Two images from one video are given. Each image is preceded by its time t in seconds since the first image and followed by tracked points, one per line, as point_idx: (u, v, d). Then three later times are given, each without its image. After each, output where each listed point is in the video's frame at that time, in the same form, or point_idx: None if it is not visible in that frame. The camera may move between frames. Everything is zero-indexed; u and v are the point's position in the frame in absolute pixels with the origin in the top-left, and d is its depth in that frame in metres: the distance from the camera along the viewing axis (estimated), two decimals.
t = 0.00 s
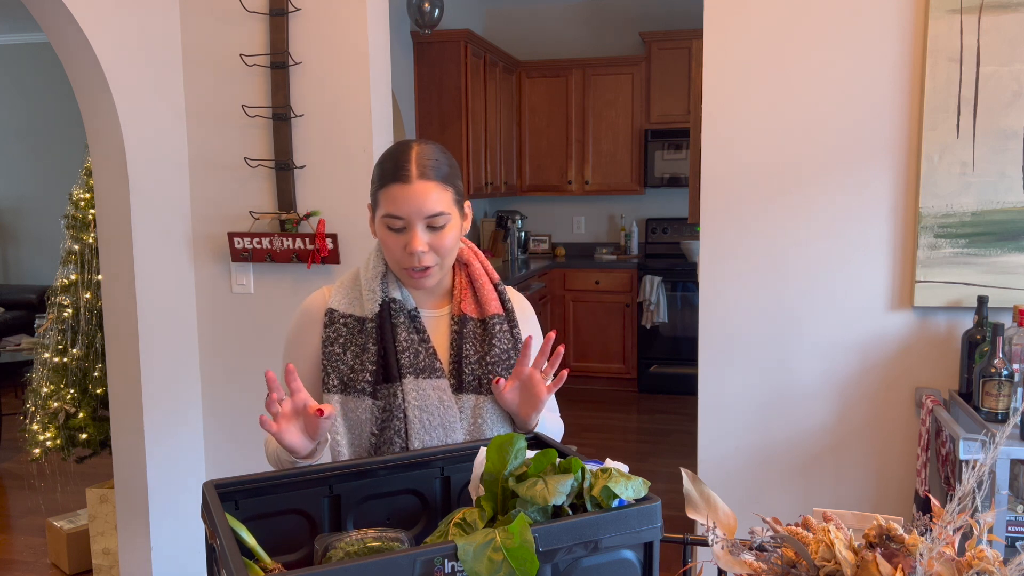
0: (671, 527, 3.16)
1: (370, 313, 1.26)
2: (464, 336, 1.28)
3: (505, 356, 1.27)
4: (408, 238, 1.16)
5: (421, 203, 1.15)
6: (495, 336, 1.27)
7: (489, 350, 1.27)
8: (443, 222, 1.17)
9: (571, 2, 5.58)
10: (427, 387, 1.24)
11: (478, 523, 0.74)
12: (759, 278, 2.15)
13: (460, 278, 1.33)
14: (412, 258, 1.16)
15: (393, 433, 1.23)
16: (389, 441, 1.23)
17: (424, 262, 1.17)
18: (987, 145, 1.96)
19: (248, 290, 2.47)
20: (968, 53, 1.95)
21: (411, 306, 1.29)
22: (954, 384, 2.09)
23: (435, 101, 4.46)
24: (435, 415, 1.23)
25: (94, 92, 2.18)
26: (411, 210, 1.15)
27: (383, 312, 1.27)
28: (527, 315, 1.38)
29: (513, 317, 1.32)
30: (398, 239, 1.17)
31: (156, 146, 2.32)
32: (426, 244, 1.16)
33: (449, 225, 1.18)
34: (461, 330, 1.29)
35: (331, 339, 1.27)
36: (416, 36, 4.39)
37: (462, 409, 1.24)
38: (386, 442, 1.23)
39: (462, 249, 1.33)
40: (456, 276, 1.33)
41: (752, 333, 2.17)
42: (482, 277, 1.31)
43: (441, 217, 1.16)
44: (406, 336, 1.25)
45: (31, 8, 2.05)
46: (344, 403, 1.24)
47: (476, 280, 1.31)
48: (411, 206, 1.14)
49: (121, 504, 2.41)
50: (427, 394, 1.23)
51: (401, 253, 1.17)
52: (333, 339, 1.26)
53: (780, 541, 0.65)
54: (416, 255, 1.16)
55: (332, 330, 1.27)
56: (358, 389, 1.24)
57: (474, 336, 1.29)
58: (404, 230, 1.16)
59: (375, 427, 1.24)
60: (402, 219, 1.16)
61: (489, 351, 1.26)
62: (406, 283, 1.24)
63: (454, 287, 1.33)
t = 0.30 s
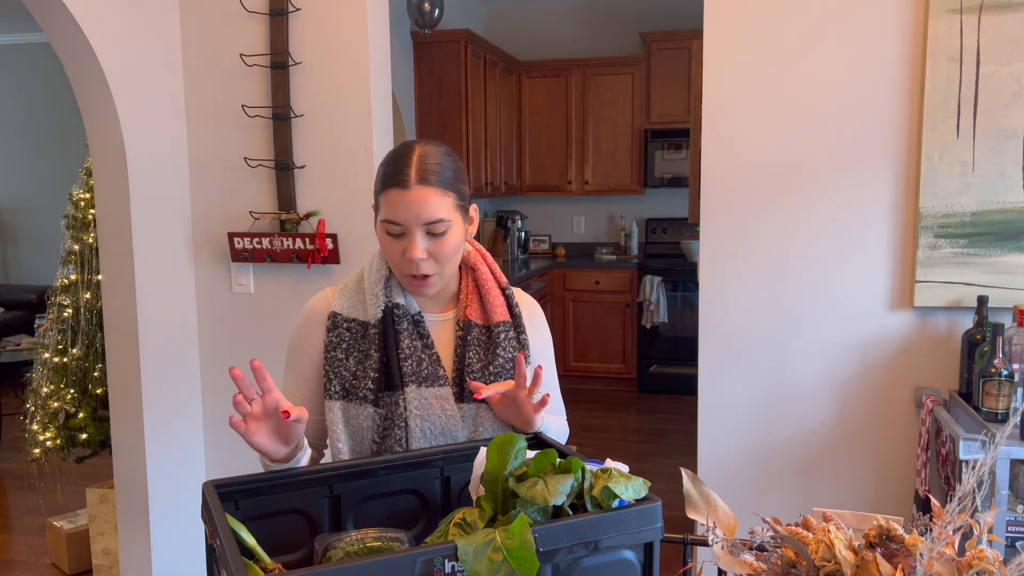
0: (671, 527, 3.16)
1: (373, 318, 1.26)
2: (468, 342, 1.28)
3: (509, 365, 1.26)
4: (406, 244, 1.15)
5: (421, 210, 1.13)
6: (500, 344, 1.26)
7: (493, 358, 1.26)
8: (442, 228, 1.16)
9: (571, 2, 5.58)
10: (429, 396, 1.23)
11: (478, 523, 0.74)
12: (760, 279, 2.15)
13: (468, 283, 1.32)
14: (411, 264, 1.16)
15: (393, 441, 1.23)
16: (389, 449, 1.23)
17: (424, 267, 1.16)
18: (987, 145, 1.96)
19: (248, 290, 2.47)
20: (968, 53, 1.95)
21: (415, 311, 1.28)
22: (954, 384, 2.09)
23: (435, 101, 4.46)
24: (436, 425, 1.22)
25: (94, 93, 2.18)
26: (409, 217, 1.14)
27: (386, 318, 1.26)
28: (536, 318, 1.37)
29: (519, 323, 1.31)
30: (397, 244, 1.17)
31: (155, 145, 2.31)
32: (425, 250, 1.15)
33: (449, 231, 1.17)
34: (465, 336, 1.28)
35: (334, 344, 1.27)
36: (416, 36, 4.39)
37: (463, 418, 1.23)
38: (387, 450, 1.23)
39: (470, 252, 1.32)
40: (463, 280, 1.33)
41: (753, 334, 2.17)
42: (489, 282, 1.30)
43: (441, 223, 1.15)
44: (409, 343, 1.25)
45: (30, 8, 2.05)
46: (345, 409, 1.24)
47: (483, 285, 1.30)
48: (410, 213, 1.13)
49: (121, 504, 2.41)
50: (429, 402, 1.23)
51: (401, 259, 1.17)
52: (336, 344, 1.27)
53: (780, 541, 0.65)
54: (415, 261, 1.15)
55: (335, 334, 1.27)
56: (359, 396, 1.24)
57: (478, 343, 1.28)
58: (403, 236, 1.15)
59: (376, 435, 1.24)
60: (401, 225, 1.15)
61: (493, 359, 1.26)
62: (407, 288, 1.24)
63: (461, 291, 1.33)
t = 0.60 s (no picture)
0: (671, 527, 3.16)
1: (374, 325, 1.26)
2: (470, 348, 1.28)
3: (512, 369, 1.26)
4: (405, 257, 1.15)
5: (422, 225, 1.13)
6: (502, 350, 1.26)
7: (495, 365, 1.26)
8: (443, 242, 1.15)
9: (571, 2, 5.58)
10: (430, 404, 1.22)
11: (478, 523, 0.74)
12: (760, 281, 2.15)
13: (471, 286, 1.32)
14: (408, 275, 1.16)
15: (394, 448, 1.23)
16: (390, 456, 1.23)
17: (422, 279, 1.16)
18: (987, 145, 1.96)
19: (248, 290, 2.47)
20: (968, 53, 1.95)
21: (415, 316, 1.28)
22: (954, 384, 2.09)
23: (435, 101, 4.46)
24: (436, 432, 1.22)
25: (94, 93, 2.18)
26: (409, 229, 1.13)
27: (386, 324, 1.26)
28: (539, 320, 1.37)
29: (523, 327, 1.31)
30: (396, 255, 1.17)
31: (155, 145, 2.31)
32: (423, 263, 1.15)
33: (449, 245, 1.16)
34: (468, 341, 1.28)
35: (335, 350, 1.27)
36: (416, 36, 4.39)
37: (463, 424, 1.23)
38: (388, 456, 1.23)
39: (473, 254, 1.33)
40: (466, 283, 1.32)
41: (753, 335, 2.17)
42: (492, 285, 1.30)
43: (442, 237, 1.15)
44: (409, 351, 1.24)
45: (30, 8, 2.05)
46: (346, 416, 1.25)
47: (486, 288, 1.30)
48: (410, 226, 1.13)
49: (122, 504, 2.41)
50: (429, 410, 1.22)
51: (399, 270, 1.17)
52: (336, 350, 1.27)
53: (780, 541, 0.65)
54: (413, 273, 1.15)
55: (335, 340, 1.27)
56: (360, 403, 1.24)
57: (480, 348, 1.28)
58: (402, 247, 1.15)
59: (378, 441, 1.25)
60: (400, 237, 1.15)
61: (495, 366, 1.26)
62: (404, 299, 1.24)
63: (464, 294, 1.32)
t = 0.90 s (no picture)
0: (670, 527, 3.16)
1: (375, 325, 1.26)
2: (470, 349, 1.28)
3: (512, 370, 1.26)
4: (410, 258, 1.15)
5: (426, 225, 1.13)
6: (502, 350, 1.26)
7: (495, 365, 1.26)
8: (447, 241, 1.16)
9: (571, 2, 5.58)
10: (430, 405, 1.22)
11: (478, 523, 0.74)
12: (760, 280, 2.15)
13: (471, 287, 1.32)
14: (414, 276, 1.15)
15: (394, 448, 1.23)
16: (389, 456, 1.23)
17: (428, 280, 1.16)
18: (987, 145, 1.96)
19: (248, 290, 2.47)
20: (967, 53, 1.95)
21: (416, 317, 1.28)
22: (954, 384, 2.09)
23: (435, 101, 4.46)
24: (436, 433, 1.22)
25: (94, 92, 2.18)
26: (414, 229, 1.13)
27: (386, 325, 1.26)
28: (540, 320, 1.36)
29: (522, 328, 1.31)
30: (400, 256, 1.16)
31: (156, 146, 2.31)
32: (429, 263, 1.15)
33: (454, 244, 1.17)
34: (467, 342, 1.28)
35: (336, 350, 1.27)
36: (416, 36, 4.39)
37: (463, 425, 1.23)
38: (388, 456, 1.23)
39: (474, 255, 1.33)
40: (466, 284, 1.32)
41: (753, 334, 2.17)
42: (492, 286, 1.30)
43: (446, 236, 1.15)
44: (409, 351, 1.24)
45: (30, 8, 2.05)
46: (346, 416, 1.25)
47: (486, 289, 1.30)
48: (415, 226, 1.13)
49: (122, 504, 2.41)
50: (430, 411, 1.22)
51: (404, 271, 1.16)
52: (337, 350, 1.27)
53: (780, 541, 0.65)
54: (419, 273, 1.15)
55: (336, 340, 1.28)
56: (360, 404, 1.24)
57: (480, 349, 1.28)
58: (407, 248, 1.15)
59: (378, 441, 1.24)
60: (405, 238, 1.14)
61: (495, 366, 1.26)
62: (409, 299, 1.23)
63: (464, 295, 1.32)
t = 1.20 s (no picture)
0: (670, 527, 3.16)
1: (377, 318, 1.26)
2: (471, 342, 1.28)
3: (511, 363, 1.27)
4: (419, 234, 1.15)
5: (434, 199, 1.14)
6: (502, 342, 1.27)
7: (496, 357, 1.26)
8: (455, 217, 1.16)
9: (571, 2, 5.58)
10: (432, 397, 1.23)
11: (478, 523, 0.74)
12: (760, 279, 2.15)
13: (469, 282, 1.32)
14: (424, 251, 1.15)
15: (396, 441, 1.23)
16: (390, 449, 1.23)
17: (437, 256, 1.15)
18: (987, 145, 1.96)
19: (248, 290, 2.47)
20: (967, 53, 1.95)
21: (418, 311, 1.28)
22: (954, 384, 2.09)
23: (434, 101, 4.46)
24: (438, 424, 1.22)
25: (94, 93, 2.18)
26: (423, 205, 1.14)
27: (390, 318, 1.26)
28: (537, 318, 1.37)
29: (520, 322, 1.31)
30: (409, 235, 1.16)
31: (156, 145, 2.31)
32: (438, 239, 1.15)
33: (462, 221, 1.17)
34: (467, 335, 1.28)
35: (337, 344, 1.27)
36: (416, 36, 4.39)
37: (464, 418, 1.23)
38: (389, 449, 1.23)
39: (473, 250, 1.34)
40: (465, 279, 1.33)
41: (753, 333, 2.17)
42: (491, 280, 1.30)
43: (454, 212, 1.16)
44: (412, 344, 1.25)
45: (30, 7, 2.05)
46: (348, 410, 1.25)
47: (484, 283, 1.31)
48: (424, 201, 1.14)
49: (122, 504, 2.41)
50: (432, 403, 1.23)
51: (413, 248, 1.16)
52: (338, 344, 1.27)
53: (780, 541, 0.65)
54: (429, 248, 1.15)
55: (338, 334, 1.27)
56: (363, 396, 1.24)
57: (480, 342, 1.28)
58: (416, 225, 1.15)
59: (380, 434, 1.24)
60: (414, 215, 1.15)
61: (495, 358, 1.26)
62: (415, 279, 1.21)
63: (463, 290, 1.33)
